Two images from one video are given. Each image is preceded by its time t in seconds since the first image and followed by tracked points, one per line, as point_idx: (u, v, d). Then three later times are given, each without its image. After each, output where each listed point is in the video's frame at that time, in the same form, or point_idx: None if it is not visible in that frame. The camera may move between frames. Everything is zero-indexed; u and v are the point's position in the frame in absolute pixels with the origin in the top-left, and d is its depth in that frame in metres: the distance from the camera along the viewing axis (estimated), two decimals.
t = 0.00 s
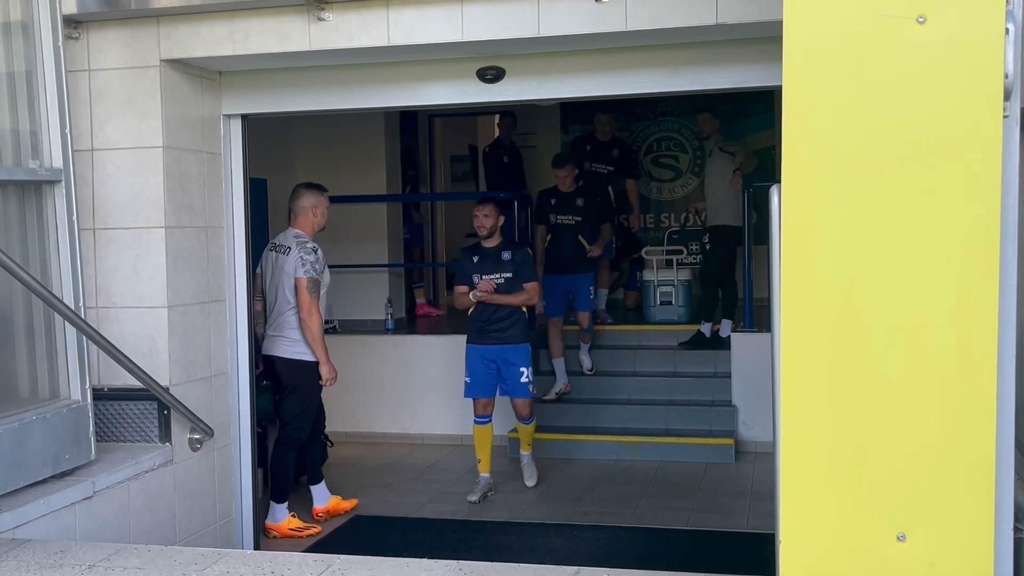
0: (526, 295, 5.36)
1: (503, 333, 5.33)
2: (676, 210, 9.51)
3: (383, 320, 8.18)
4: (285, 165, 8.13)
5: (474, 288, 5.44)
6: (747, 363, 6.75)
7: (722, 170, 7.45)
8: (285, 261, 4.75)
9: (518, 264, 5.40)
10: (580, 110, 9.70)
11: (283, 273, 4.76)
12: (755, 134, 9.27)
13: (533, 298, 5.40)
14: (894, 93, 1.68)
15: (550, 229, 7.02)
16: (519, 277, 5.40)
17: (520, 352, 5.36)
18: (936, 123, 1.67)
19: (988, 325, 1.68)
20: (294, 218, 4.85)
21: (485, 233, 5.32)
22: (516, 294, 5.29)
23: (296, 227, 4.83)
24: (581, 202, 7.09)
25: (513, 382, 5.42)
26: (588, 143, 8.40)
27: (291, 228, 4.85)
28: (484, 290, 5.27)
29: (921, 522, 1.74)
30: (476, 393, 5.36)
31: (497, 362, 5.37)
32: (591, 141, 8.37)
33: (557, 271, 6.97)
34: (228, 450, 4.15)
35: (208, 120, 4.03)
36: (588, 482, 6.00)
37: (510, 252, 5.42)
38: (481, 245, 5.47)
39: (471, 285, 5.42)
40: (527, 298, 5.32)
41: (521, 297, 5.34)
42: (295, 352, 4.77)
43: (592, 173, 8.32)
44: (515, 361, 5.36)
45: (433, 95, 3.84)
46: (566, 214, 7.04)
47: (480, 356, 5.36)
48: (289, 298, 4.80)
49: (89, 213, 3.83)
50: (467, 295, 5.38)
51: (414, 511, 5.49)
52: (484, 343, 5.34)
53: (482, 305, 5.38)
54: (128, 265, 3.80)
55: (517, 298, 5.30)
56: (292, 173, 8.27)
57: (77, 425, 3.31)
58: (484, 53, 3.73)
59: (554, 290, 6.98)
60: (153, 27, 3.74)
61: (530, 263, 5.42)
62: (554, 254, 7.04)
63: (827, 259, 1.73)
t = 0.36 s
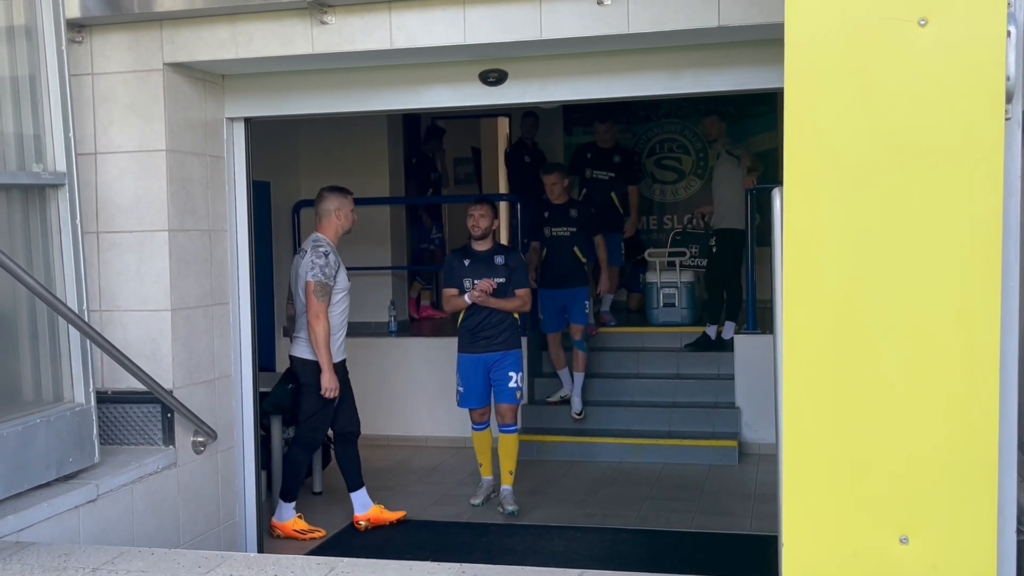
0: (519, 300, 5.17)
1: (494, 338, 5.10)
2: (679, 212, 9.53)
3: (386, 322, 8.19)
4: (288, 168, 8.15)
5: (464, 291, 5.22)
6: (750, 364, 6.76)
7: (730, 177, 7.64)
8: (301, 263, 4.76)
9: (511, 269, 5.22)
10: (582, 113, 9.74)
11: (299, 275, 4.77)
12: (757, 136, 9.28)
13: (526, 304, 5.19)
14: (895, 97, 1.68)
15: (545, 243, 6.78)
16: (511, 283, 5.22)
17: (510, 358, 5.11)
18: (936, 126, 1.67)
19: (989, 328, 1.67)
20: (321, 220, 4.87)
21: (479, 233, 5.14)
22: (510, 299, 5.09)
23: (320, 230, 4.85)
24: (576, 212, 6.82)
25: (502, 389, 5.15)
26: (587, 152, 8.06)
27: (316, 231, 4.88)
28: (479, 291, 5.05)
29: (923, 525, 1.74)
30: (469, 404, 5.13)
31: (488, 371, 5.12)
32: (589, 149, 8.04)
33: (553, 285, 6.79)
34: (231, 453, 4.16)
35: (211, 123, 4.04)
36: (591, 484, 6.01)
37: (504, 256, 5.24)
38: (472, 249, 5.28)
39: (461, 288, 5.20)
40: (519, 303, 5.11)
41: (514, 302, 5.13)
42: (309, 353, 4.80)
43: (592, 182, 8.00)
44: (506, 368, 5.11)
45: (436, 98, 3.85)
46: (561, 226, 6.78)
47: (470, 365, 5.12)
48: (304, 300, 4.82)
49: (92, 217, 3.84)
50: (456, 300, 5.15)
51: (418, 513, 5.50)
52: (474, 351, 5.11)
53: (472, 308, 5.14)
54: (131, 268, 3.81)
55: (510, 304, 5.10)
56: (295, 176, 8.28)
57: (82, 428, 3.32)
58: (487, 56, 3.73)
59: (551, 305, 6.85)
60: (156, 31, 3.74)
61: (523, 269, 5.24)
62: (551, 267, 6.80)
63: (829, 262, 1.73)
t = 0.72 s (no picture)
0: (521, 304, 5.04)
1: (493, 343, 5.01)
2: (682, 213, 9.53)
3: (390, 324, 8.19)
4: (291, 171, 8.16)
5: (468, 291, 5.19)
6: (753, 365, 6.75)
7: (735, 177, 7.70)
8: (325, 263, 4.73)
9: (517, 271, 5.11)
10: (584, 115, 9.75)
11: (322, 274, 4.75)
12: (761, 136, 9.27)
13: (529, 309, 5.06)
14: (897, 100, 1.68)
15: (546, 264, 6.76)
16: (516, 287, 5.10)
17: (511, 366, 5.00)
18: (939, 128, 1.67)
19: (992, 330, 1.67)
20: (348, 220, 4.85)
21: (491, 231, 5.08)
22: (507, 302, 4.96)
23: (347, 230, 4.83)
24: (580, 237, 6.77)
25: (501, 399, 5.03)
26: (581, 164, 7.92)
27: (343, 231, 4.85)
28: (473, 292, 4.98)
29: (925, 527, 1.73)
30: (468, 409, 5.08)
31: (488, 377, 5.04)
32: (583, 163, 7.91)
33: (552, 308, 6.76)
34: (234, 456, 4.16)
35: (214, 126, 4.05)
36: (594, 486, 6.01)
37: (511, 257, 5.13)
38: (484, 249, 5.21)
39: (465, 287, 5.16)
40: (518, 308, 4.98)
41: (513, 306, 5.01)
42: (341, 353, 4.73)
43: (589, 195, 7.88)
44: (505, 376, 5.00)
45: (439, 100, 3.85)
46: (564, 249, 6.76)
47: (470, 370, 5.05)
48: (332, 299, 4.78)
49: (95, 219, 3.84)
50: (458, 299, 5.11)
51: (421, 515, 5.50)
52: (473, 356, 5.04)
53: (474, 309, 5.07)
54: (134, 272, 3.82)
55: (509, 307, 4.98)
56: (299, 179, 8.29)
57: (85, 431, 3.33)
58: (489, 59, 3.73)
59: (541, 325, 6.84)
60: (159, 34, 3.75)
61: (530, 273, 5.12)
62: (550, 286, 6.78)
63: (831, 264, 1.73)
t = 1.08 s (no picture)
0: (521, 310, 4.85)
1: (494, 352, 4.82)
2: (685, 214, 9.50)
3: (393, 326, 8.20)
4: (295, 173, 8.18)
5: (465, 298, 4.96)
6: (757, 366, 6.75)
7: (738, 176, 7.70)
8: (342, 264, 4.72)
9: (516, 277, 4.91)
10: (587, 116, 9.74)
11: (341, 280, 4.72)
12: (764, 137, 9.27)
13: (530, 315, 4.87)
14: (900, 102, 1.68)
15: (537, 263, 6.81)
16: (515, 292, 4.91)
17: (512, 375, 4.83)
18: (942, 129, 1.66)
19: (997, 330, 1.67)
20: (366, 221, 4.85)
21: (486, 236, 4.86)
22: (508, 309, 4.77)
23: (365, 231, 4.82)
24: (572, 240, 6.76)
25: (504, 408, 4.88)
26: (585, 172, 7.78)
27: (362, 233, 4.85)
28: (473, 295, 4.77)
29: (930, 528, 1.73)
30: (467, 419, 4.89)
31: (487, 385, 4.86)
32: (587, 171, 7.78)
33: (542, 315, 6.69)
34: (239, 457, 4.16)
35: (217, 128, 4.05)
36: (598, 487, 6.00)
37: (509, 262, 4.93)
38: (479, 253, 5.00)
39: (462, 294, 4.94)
40: (518, 314, 4.80)
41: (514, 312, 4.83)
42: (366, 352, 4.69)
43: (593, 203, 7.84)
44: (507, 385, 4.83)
45: (442, 102, 3.86)
46: (557, 250, 6.77)
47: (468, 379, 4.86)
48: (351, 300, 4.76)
49: (99, 222, 3.85)
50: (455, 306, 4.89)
51: (425, 516, 5.51)
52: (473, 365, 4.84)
53: (472, 316, 4.87)
54: (138, 274, 3.82)
55: (510, 313, 4.79)
56: (302, 181, 8.31)
57: (89, 432, 3.33)
58: (492, 60, 3.74)
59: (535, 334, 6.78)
60: (163, 36, 3.76)
61: (529, 278, 4.93)
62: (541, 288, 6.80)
63: (834, 266, 1.73)
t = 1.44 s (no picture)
0: (518, 308, 4.80)
1: (494, 352, 4.75)
2: (687, 214, 9.50)
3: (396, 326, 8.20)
4: (297, 173, 8.18)
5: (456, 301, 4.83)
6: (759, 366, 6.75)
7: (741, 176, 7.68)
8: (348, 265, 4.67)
9: (508, 275, 4.87)
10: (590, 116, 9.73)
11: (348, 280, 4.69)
12: (766, 137, 9.26)
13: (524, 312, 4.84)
14: (904, 101, 1.67)
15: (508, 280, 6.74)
16: (508, 291, 4.86)
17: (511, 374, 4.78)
18: (945, 128, 1.66)
19: (999, 330, 1.66)
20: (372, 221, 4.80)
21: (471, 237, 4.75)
22: (507, 308, 4.71)
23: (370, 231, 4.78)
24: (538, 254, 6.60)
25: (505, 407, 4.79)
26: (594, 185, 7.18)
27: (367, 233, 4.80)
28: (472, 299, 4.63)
29: (934, 528, 1.72)
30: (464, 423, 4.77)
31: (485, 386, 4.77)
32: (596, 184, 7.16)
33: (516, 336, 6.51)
34: (241, 457, 4.16)
35: (219, 128, 4.05)
36: (601, 487, 6.00)
37: (499, 260, 4.87)
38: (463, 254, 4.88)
39: (452, 297, 4.81)
40: (518, 312, 4.74)
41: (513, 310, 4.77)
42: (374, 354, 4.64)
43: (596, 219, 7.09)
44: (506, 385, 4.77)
45: (445, 102, 3.85)
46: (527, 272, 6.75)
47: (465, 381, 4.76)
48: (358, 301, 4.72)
49: (101, 221, 3.85)
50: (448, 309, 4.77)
51: (427, 516, 5.51)
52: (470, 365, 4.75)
53: (466, 318, 4.77)
54: (141, 274, 3.82)
55: (509, 312, 4.73)
56: (304, 181, 8.31)
57: (92, 432, 3.33)
58: (494, 60, 3.73)
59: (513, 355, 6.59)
60: (165, 36, 3.76)
61: (520, 275, 4.90)
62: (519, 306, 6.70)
63: (836, 265, 1.72)
